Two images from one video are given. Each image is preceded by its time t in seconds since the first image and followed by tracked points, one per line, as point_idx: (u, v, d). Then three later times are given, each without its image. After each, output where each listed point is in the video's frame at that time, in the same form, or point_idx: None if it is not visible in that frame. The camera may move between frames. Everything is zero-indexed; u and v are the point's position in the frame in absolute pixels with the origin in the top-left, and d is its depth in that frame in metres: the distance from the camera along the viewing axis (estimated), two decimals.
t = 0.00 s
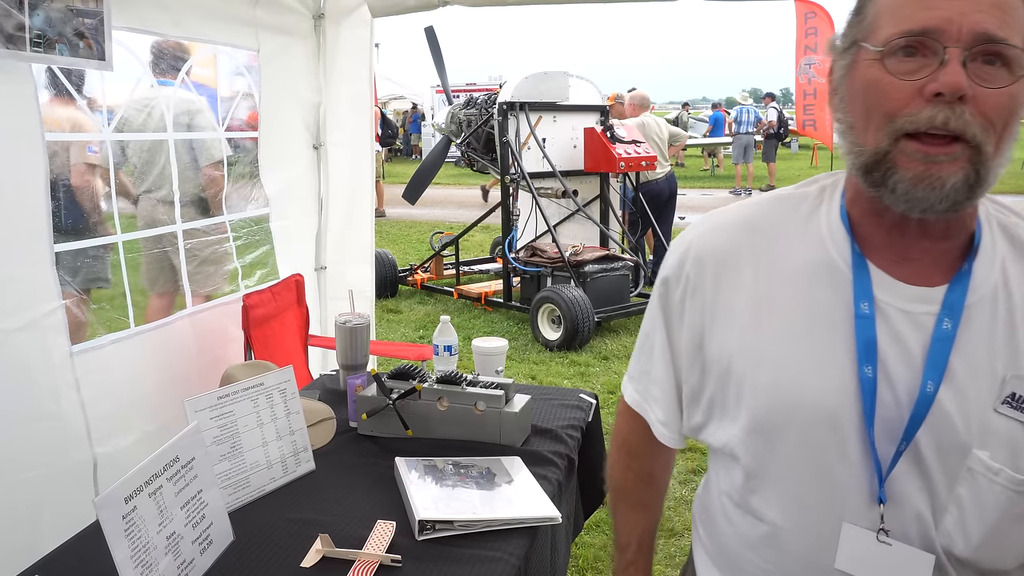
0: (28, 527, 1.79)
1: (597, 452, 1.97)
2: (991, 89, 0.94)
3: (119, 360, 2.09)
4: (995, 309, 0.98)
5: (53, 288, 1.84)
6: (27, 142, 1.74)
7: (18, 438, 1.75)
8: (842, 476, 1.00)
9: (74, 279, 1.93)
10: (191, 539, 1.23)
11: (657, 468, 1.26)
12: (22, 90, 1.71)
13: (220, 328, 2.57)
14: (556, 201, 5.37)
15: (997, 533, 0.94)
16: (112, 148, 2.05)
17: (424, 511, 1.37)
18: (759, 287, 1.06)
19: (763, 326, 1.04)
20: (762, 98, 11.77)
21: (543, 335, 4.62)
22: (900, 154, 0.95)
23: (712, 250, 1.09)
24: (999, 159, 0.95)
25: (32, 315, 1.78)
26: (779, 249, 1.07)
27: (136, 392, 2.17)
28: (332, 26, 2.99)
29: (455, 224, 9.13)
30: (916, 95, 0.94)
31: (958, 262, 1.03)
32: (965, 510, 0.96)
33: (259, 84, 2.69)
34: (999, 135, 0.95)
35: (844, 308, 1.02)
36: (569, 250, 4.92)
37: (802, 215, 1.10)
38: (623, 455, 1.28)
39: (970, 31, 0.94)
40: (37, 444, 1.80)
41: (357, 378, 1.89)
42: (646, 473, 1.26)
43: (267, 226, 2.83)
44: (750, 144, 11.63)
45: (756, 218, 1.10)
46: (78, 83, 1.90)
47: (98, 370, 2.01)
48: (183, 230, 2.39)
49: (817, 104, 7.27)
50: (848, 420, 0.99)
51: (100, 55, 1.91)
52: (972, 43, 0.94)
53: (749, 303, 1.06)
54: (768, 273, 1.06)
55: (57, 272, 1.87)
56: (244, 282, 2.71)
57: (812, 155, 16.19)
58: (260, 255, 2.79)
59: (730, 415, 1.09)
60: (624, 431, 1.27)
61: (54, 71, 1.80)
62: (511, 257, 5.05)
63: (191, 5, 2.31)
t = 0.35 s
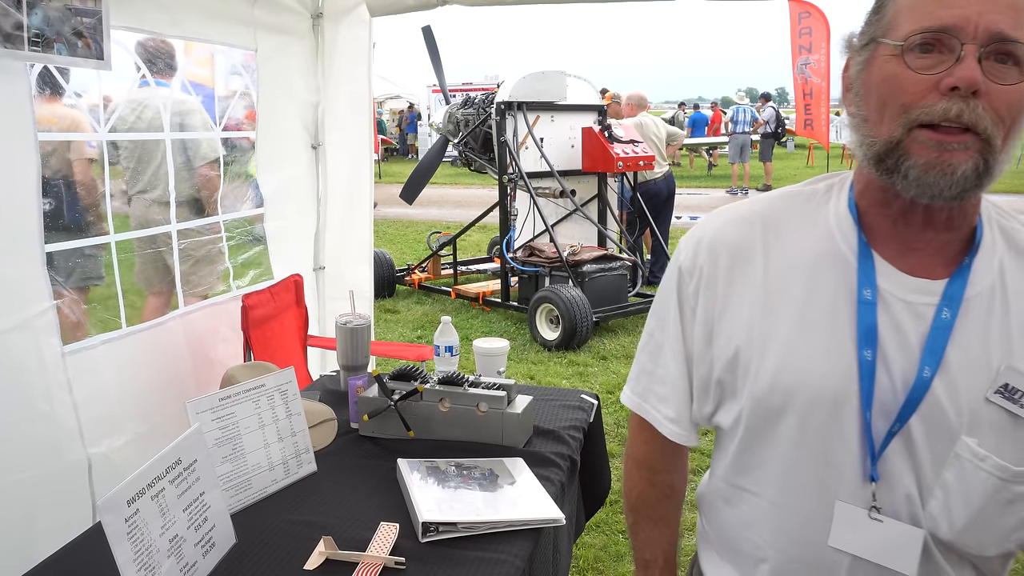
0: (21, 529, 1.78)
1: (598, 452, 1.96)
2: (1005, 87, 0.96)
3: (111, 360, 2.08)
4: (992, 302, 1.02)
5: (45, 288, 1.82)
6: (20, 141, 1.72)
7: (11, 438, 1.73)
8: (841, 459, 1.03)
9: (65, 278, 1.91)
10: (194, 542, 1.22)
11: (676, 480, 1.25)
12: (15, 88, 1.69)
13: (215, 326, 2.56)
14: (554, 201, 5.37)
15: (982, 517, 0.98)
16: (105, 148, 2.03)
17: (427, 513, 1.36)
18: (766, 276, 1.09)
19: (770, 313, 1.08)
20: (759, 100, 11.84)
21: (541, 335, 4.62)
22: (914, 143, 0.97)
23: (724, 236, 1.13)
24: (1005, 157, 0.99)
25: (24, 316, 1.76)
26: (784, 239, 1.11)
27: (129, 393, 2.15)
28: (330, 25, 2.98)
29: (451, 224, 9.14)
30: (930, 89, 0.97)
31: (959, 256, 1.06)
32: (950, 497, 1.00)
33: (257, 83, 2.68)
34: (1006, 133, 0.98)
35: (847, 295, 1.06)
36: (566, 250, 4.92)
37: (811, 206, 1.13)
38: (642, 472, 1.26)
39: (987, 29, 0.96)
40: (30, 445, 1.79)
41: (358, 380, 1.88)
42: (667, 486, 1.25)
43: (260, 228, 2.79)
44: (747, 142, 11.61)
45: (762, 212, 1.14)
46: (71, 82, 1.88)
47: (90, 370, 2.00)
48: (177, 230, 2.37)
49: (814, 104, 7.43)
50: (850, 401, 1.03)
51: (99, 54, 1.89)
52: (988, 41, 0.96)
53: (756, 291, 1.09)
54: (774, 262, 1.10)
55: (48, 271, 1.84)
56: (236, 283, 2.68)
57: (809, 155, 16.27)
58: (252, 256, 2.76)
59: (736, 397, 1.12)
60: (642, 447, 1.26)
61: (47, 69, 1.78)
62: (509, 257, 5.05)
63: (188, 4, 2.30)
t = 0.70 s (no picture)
0: (17, 532, 1.76)
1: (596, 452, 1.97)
2: (901, 94, 0.99)
3: (105, 362, 2.06)
4: (897, 282, 1.02)
5: (40, 288, 1.80)
6: (14, 140, 1.71)
7: (7, 439, 1.72)
8: (760, 437, 1.04)
9: (59, 279, 1.89)
10: (191, 545, 1.22)
11: (640, 456, 1.24)
12: (9, 87, 1.68)
13: (207, 326, 2.55)
14: (551, 201, 5.36)
15: (892, 481, 0.99)
16: (99, 148, 2.02)
17: (426, 515, 1.36)
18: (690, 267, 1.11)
19: (692, 302, 1.09)
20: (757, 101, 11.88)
21: (539, 335, 4.62)
22: (819, 149, 0.99)
23: (654, 232, 1.14)
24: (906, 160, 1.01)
25: (19, 317, 1.74)
26: (707, 232, 1.12)
27: (124, 394, 2.14)
28: (327, 25, 2.97)
29: (448, 224, 9.16)
30: (832, 98, 0.99)
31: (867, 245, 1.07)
32: (864, 466, 1.00)
33: (254, 83, 2.68)
34: (907, 137, 1.00)
35: (761, 286, 1.07)
36: (564, 250, 4.92)
37: (736, 202, 1.15)
38: (606, 451, 1.25)
39: (884, 39, 0.98)
40: (25, 446, 1.77)
41: (357, 381, 1.87)
42: (632, 463, 1.24)
43: (253, 228, 2.77)
44: (744, 143, 11.83)
45: (690, 208, 1.15)
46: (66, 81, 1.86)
47: (85, 371, 1.98)
48: (168, 230, 2.34)
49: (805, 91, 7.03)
50: (763, 383, 1.04)
51: (95, 54, 1.88)
52: (884, 50, 0.98)
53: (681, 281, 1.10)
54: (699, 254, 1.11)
55: (43, 271, 1.82)
56: (226, 283, 2.65)
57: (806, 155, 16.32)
58: (243, 257, 2.72)
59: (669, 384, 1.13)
60: (606, 425, 1.24)
61: (42, 69, 1.76)
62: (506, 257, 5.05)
63: (184, 4, 2.29)
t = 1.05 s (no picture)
0: (18, 537, 1.76)
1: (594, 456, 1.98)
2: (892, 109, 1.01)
3: (103, 366, 2.05)
4: (854, 274, 1.06)
5: (38, 293, 1.79)
6: (13, 144, 1.71)
7: (6, 444, 1.71)
8: (727, 428, 1.07)
9: (60, 283, 1.88)
10: (190, 551, 1.22)
11: (611, 449, 1.30)
12: (8, 91, 1.67)
13: (203, 328, 2.54)
14: (549, 202, 5.37)
15: (858, 466, 1.01)
16: (99, 152, 2.01)
17: (426, 521, 1.36)
18: (657, 271, 1.14)
19: (662, 303, 1.13)
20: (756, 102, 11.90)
21: (537, 336, 4.63)
22: (835, 164, 0.98)
23: (624, 238, 1.18)
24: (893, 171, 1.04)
25: (17, 322, 1.74)
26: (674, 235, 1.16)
27: (122, 397, 2.13)
28: (325, 27, 2.98)
29: (447, 225, 9.17)
30: (843, 113, 0.98)
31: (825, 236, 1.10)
32: (830, 451, 1.03)
33: (251, 85, 2.67)
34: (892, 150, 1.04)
35: (725, 284, 1.11)
36: (562, 251, 4.93)
37: (701, 205, 1.19)
38: (581, 445, 1.30)
39: (881, 57, 0.99)
40: (24, 451, 1.76)
41: (355, 386, 1.87)
42: (604, 456, 1.30)
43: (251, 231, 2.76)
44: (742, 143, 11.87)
45: (658, 213, 1.19)
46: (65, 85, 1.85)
47: (84, 375, 1.97)
48: (166, 234, 2.33)
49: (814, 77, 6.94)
50: (728, 376, 1.07)
51: (93, 57, 1.88)
52: (879, 67, 1.00)
53: (651, 284, 1.14)
54: (667, 257, 1.14)
55: (43, 275, 1.81)
56: (219, 285, 2.61)
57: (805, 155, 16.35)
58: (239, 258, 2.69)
59: (637, 381, 1.17)
60: (580, 422, 1.29)
61: (41, 74, 1.76)
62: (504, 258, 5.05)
63: (182, 6, 2.28)
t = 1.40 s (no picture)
0: (18, 540, 1.75)
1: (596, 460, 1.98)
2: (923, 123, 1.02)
3: (105, 368, 2.04)
4: (875, 280, 1.07)
5: (38, 294, 1.79)
6: (12, 146, 1.70)
7: (7, 447, 1.71)
8: (754, 431, 1.06)
9: (60, 285, 1.88)
10: (192, 556, 1.21)
11: (602, 481, 1.20)
12: (8, 93, 1.67)
13: (203, 330, 2.53)
14: (549, 203, 5.37)
15: (881, 471, 1.02)
16: (98, 154, 1.99)
17: (427, 525, 1.35)
18: (678, 269, 1.11)
19: (682, 301, 1.10)
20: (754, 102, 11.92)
21: (537, 338, 4.64)
22: (870, 173, 0.98)
23: (641, 233, 1.14)
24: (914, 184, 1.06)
25: (18, 324, 1.73)
26: (694, 233, 1.13)
27: (124, 400, 2.12)
28: (326, 29, 2.98)
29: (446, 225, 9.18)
30: (884, 124, 0.98)
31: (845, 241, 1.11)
32: (854, 456, 1.04)
33: (251, 86, 2.67)
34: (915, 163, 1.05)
35: (749, 284, 1.09)
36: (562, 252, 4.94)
37: (716, 205, 1.17)
38: (570, 474, 1.21)
39: (920, 72, 1.00)
40: (25, 454, 1.76)
41: (358, 389, 1.86)
42: (593, 488, 1.20)
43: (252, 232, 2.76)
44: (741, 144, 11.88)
45: (673, 212, 1.17)
46: (66, 86, 1.85)
47: (87, 377, 1.96)
48: (168, 235, 2.33)
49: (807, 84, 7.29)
50: (756, 376, 1.05)
51: (93, 59, 1.87)
52: (918, 82, 1.00)
53: (670, 281, 1.11)
54: (686, 255, 1.12)
55: (43, 277, 1.81)
56: (219, 287, 2.61)
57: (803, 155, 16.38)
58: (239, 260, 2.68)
59: (651, 382, 1.13)
60: (569, 447, 1.21)
61: (41, 76, 1.75)
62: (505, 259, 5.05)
63: (182, 7, 2.28)
